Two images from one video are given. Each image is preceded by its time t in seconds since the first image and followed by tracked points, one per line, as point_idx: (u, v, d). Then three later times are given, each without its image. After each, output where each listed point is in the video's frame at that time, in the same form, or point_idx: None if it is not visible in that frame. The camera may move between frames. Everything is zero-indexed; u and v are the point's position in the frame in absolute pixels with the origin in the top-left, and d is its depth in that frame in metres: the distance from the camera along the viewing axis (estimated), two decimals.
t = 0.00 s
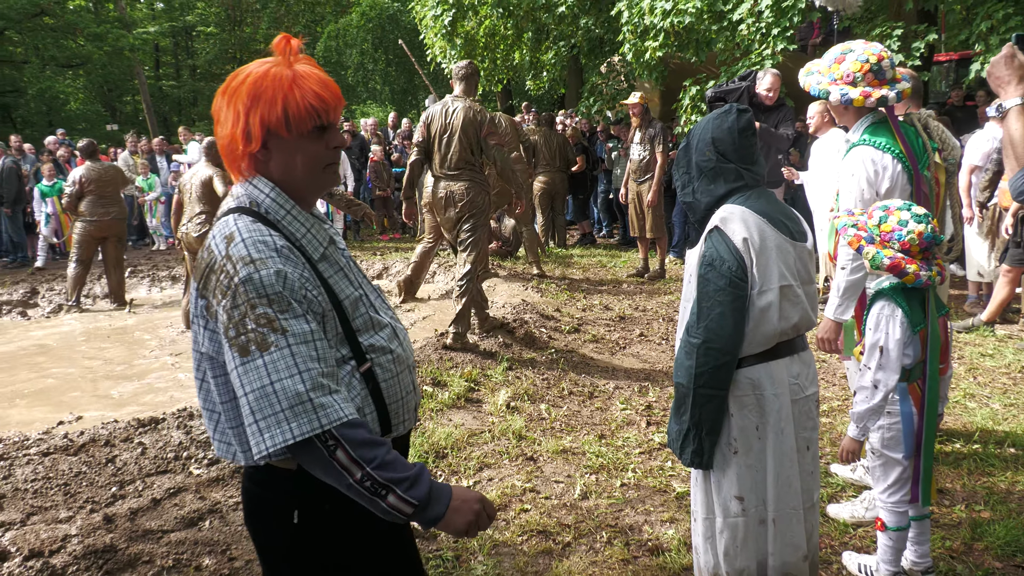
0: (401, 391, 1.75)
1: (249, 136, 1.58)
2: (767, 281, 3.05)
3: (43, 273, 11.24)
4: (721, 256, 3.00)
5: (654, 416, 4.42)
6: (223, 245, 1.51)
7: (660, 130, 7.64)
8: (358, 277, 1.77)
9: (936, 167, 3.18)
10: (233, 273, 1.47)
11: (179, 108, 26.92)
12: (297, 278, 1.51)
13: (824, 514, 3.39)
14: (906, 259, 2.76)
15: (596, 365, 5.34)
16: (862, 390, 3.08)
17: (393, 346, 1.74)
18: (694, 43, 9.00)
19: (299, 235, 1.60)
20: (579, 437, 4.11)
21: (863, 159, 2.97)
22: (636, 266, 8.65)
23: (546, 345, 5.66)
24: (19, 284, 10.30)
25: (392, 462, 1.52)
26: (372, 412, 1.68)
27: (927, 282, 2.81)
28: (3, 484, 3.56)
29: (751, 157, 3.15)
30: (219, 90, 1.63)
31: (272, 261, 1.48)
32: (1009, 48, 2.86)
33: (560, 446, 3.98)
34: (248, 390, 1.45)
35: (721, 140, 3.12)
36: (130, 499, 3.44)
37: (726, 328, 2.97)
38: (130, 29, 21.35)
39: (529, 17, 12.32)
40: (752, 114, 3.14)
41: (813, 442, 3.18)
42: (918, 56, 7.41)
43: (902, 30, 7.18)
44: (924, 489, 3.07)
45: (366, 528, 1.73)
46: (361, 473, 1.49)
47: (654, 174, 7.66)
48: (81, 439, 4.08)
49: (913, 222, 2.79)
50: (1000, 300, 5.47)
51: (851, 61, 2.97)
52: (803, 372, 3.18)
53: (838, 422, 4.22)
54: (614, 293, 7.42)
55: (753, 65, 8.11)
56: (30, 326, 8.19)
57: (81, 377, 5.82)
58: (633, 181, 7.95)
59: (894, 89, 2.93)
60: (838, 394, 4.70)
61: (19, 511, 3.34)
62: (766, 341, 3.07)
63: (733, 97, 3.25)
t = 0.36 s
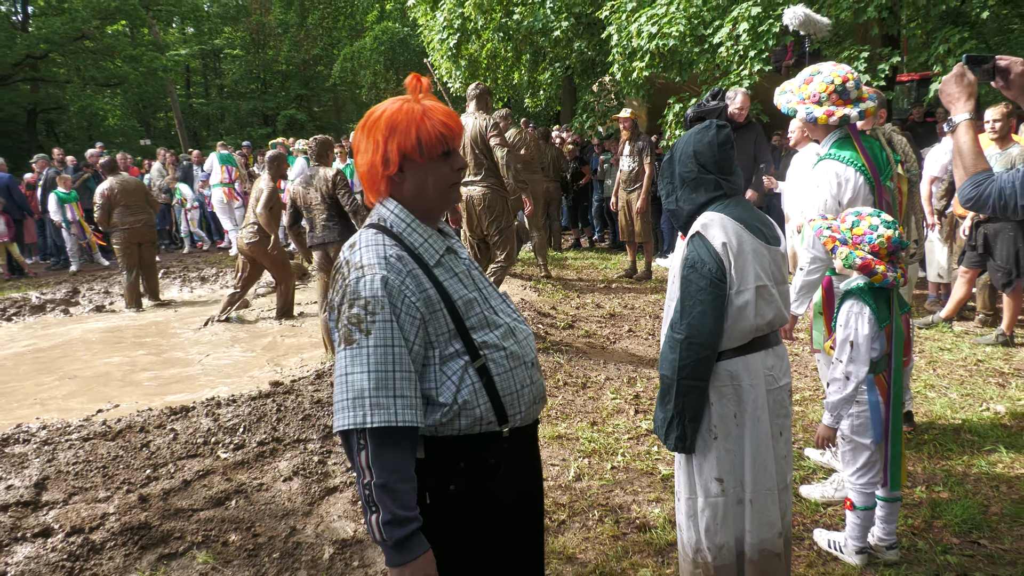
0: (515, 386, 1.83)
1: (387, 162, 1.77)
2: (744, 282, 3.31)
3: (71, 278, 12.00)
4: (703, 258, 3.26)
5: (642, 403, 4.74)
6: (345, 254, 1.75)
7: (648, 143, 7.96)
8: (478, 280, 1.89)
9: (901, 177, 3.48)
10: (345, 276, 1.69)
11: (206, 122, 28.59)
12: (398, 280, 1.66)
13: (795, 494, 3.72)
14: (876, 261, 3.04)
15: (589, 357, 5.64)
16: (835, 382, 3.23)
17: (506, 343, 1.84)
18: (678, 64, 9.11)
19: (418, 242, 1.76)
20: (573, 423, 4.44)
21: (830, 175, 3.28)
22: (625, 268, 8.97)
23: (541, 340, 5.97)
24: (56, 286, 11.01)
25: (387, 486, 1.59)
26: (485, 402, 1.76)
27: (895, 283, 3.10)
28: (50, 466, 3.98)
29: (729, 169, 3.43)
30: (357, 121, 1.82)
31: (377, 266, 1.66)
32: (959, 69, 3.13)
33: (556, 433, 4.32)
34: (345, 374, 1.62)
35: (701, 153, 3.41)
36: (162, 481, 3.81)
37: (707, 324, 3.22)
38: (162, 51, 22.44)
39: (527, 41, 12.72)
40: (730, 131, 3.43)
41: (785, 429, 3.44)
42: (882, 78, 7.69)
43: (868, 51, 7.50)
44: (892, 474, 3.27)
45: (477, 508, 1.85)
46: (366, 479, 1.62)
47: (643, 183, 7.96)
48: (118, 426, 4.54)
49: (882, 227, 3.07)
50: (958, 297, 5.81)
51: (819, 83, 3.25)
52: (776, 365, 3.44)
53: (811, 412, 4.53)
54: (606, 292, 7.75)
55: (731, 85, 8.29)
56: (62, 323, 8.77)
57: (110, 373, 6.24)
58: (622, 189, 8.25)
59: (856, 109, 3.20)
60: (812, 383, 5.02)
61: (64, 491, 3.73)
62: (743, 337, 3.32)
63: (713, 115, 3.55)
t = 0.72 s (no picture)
0: (577, 371, 2.15)
1: (495, 164, 2.09)
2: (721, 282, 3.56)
3: (114, 279, 12.70)
4: (684, 260, 3.50)
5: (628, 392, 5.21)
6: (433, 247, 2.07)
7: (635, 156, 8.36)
8: (550, 279, 2.21)
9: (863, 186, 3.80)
10: (433, 266, 2.01)
11: (236, 136, 30.33)
12: (479, 274, 1.99)
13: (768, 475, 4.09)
14: (844, 262, 3.32)
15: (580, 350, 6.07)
16: (806, 372, 3.41)
17: (570, 334, 2.16)
18: (661, 84, 9.34)
19: (502, 241, 2.10)
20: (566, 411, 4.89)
21: (797, 186, 3.61)
22: (613, 269, 9.42)
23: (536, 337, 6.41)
24: (98, 286, 11.75)
25: (451, 452, 1.92)
26: (548, 382, 2.07)
27: (860, 283, 3.37)
28: (94, 449, 4.43)
29: (709, 180, 3.69)
30: (470, 127, 2.14)
31: (462, 261, 1.99)
32: (913, 86, 2.87)
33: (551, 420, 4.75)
34: (431, 349, 1.95)
35: (684, 165, 3.67)
36: (195, 462, 4.25)
37: (688, 320, 3.46)
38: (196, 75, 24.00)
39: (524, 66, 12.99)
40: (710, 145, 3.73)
41: (758, 415, 3.71)
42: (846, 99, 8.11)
43: (831, 75, 7.98)
44: (856, 454, 3.52)
45: (535, 477, 2.14)
46: (433, 442, 1.96)
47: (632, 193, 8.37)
48: (155, 413, 5.06)
49: (848, 233, 3.37)
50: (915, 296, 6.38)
51: (784, 103, 3.61)
52: (751, 357, 3.69)
53: (782, 401, 4.97)
54: (596, 290, 8.20)
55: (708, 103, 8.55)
56: (107, 319, 9.49)
57: (141, 366, 6.73)
58: (612, 200, 8.67)
59: (815, 128, 3.53)
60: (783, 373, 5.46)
61: (106, 471, 4.16)
62: (720, 332, 3.57)
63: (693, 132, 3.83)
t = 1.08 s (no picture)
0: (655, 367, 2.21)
1: (588, 171, 2.00)
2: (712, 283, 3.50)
3: (137, 279, 13.03)
4: (676, 261, 3.43)
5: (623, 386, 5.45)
6: (546, 254, 1.91)
7: (630, 162, 8.64)
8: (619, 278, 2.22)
9: (841, 192, 3.94)
10: (559, 277, 1.87)
11: (252, 146, 30.83)
12: (604, 281, 1.91)
13: (756, 464, 4.26)
14: (830, 262, 3.35)
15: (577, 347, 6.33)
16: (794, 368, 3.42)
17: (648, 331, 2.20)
18: (654, 94, 9.71)
19: (596, 247, 2.04)
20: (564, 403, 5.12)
21: (779, 190, 3.77)
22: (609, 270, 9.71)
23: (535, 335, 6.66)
24: (121, 285, 12.12)
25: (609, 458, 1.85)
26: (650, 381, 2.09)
27: (846, 281, 3.40)
28: (116, 440, 4.71)
29: (701, 184, 3.60)
30: (551, 135, 1.97)
31: (589, 268, 1.88)
32: (892, 96, 2.91)
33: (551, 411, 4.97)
34: (573, 364, 1.83)
35: (677, 169, 3.59)
36: (212, 453, 4.49)
37: (678, 320, 3.40)
38: (213, 86, 24.10)
39: (524, 77, 13.25)
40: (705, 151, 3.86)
41: (747, 410, 3.67)
42: (830, 108, 8.36)
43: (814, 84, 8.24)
44: (840, 443, 3.54)
45: (631, 478, 2.13)
46: (590, 456, 1.84)
47: (626, 196, 8.66)
48: (173, 406, 5.35)
49: (833, 235, 3.39)
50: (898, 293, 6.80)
51: (764, 113, 3.81)
52: (739, 353, 3.65)
53: (770, 395, 5.19)
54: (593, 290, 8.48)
55: (701, 112, 8.85)
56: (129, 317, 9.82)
57: (158, 362, 7.00)
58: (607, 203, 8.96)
59: (791, 135, 3.70)
60: (771, 369, 5.71)
61: (127, 462, 4.40)
62: (709, 331, 3.52)
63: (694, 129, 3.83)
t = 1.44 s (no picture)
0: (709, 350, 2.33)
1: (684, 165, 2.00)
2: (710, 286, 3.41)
3: (135, 279, 13.04)
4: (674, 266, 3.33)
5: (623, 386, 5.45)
6: (702, 252, 1.88)
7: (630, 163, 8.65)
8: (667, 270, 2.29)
9: (842, 193, 3.85)
10: (730, 269, 1.86)
11: (252, 145, 30.78)
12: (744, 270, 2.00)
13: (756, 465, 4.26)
14: (833, 263, 3.34)
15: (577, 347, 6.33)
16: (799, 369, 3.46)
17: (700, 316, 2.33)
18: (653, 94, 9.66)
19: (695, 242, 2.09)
20: (564, 402, 5.13)
21: (777, 191, 3.76)
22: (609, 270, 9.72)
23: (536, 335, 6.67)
24: (123, 285, 12.14)
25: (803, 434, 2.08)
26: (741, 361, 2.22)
27: (849, 281, 3.40)
28: (117, 440, 4.72)
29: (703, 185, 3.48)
30: (657, 126, 1.93)
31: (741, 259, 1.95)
32: (891, 97, 2.91)
33: (551, 411, 4.97)
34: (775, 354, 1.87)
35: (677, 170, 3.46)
36: (212, 453, 4.50)
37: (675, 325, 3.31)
38: (214, 86, 24.17)
39: (524, 77, 13.26)
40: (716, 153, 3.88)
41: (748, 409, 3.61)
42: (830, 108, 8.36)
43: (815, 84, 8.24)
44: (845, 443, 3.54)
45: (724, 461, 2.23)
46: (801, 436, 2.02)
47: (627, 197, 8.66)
48: (174, 406, 5.35)
49: (834, 235, 3.37)
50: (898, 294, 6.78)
51: (762, 113, 3.82)
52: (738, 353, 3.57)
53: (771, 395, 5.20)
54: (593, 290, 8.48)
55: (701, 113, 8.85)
56: (129, 316, 9.83)
57: (159, 361, 7.01)
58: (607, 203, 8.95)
59: (785, 136, 3.70)
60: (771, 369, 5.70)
61: (127, 462, 4.41)
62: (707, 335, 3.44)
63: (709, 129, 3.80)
